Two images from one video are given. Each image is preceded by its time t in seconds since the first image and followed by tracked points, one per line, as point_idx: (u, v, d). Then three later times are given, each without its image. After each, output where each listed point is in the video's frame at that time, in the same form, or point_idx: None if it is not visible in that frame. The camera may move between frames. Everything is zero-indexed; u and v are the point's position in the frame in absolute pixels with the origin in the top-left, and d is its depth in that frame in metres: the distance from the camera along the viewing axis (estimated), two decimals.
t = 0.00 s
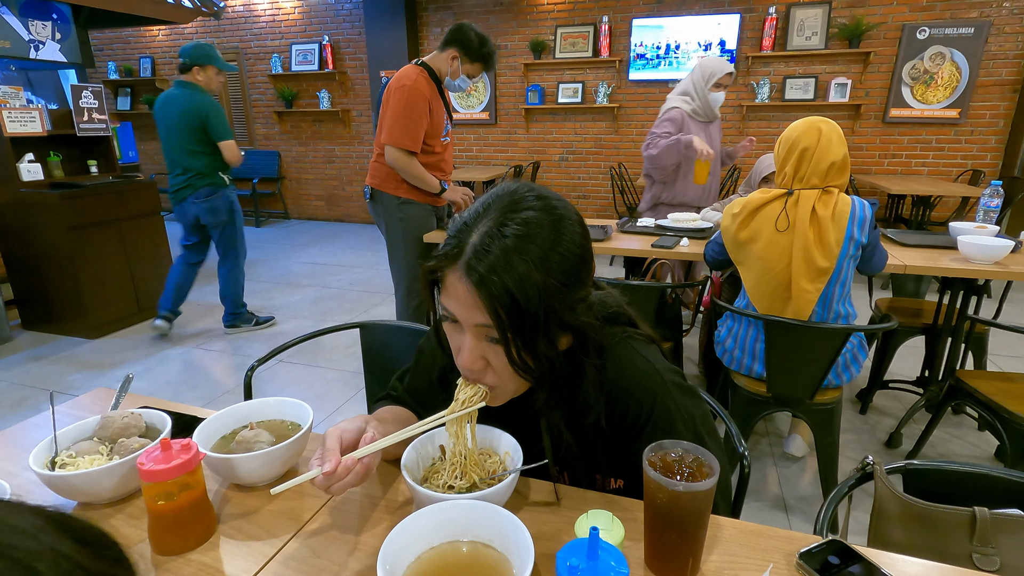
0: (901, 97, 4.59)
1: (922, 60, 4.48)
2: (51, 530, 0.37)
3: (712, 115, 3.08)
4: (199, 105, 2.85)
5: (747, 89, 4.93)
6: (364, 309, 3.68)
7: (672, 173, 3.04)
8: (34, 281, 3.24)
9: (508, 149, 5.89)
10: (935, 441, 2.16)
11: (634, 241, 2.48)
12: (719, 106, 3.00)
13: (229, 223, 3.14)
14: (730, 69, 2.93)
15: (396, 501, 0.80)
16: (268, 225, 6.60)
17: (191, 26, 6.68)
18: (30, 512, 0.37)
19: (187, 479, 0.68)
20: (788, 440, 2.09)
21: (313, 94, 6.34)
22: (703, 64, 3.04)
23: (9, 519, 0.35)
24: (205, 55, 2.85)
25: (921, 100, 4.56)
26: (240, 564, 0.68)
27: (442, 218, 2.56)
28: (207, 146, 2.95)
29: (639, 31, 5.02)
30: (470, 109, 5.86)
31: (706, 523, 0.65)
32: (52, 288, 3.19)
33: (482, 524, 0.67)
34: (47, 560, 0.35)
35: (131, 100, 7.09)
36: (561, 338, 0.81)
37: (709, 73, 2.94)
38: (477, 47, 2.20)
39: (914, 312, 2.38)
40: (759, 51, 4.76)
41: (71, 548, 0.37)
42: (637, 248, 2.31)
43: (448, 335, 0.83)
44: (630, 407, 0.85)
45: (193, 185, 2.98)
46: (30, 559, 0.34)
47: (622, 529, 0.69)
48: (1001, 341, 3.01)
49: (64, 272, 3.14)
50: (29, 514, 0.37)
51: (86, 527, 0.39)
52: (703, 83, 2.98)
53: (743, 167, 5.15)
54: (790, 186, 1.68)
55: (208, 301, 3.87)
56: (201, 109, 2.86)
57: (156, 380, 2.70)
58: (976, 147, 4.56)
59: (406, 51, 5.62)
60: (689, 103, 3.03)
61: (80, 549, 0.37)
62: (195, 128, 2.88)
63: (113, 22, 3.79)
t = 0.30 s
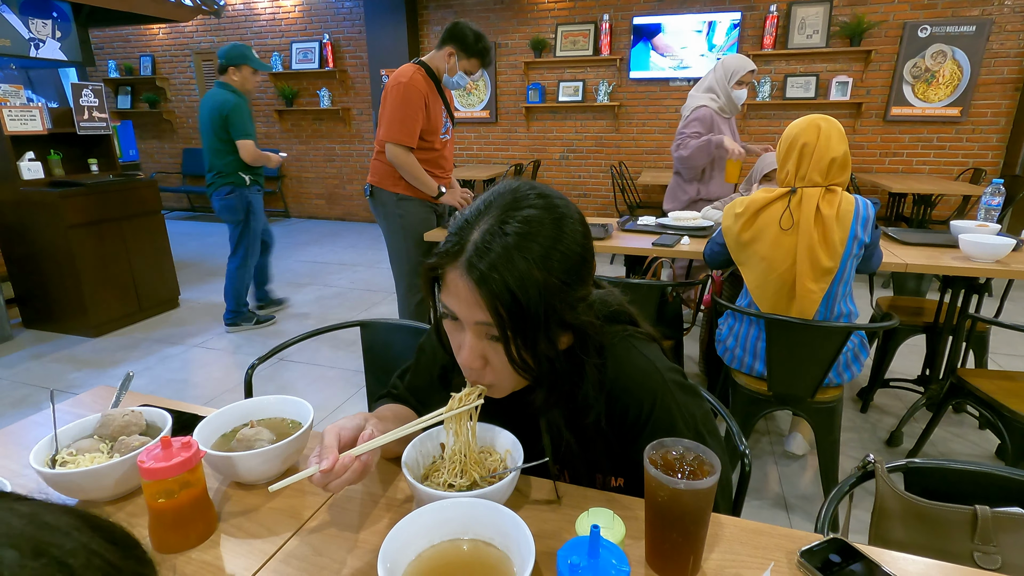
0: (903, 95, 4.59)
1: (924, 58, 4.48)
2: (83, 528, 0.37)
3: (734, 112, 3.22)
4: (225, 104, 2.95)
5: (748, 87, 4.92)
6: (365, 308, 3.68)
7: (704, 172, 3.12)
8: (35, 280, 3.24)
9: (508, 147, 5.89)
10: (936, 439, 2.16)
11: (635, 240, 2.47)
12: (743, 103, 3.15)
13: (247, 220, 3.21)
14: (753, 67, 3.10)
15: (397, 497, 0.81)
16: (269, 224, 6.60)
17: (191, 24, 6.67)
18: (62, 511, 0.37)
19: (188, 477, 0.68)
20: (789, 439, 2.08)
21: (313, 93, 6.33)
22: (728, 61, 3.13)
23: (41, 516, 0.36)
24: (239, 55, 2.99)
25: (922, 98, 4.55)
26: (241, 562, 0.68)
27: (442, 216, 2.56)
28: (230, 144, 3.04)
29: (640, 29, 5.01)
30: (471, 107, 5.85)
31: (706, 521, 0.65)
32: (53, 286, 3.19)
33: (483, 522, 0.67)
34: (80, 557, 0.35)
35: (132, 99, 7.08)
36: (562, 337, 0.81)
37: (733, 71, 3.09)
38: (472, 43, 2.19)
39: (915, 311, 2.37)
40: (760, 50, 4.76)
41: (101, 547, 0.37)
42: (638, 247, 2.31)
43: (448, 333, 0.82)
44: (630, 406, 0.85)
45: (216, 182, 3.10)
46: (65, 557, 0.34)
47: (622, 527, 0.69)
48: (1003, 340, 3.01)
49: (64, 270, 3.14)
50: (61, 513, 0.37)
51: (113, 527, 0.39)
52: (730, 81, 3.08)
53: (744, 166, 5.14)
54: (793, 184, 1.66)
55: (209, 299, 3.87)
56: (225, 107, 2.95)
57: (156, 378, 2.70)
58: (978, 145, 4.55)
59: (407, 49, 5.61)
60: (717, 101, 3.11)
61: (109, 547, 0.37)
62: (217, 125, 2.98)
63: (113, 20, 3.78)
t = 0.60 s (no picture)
0: (903, 93, 4.58)
1: (924, 56, 4.47)
2: (61, 520, 0.36)
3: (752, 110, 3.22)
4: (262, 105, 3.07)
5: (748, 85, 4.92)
6: (364, 306, 3.67)
7: (729, 173, 3.13)
8: (34, 278, 3.23)
9: (508, 146, 5.88)
10: (936, 437, 2.16)
11: (635, 238, 2.47)
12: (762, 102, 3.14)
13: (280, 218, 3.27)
14: (771, 64, 3.07)
15: (397, 495, 0.80)
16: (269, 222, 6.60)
17: (190, 23, 6.66)
18: (39, 502, 0.36)
19: (186, 474, 0.68)
20: (789, 437, 2.08)
21: (312, 91, 6.32)
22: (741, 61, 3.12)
23: (17, 507, 0.35)
24: (278, 59, 3.11)
25: (923, 96, 4.55)
26: (240, 560, 0.68)
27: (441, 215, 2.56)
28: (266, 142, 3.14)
29: (639, 28, 5.00)
30: (470, 106, 5.84)
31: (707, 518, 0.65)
32: (52, 285, 3.19)
33: (482, 520, 0.67)
34: (56, 550, 0.34)
35: (131, 98, 7.08)
36: (563, 333, 0.81)
37: (750, 71, 3.06)
38: (469, 41, 2.17)
39: (915, 309, 2.37)
40: (760, 48, 4.75)
41: (80, 540, 0.36)
42: (638, 245, 2.31)
43: (448, 329, 0.82)
44: (631, 402, 0.85)
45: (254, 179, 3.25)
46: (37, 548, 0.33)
47: (623, 524, 0.69)
48: (1003, 338, 3.00)
49: (64, 269, 3.13)
50: (37, 504, 0.36)
51: (93, 518, 0.38)
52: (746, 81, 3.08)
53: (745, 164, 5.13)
54: (794, 180, 1.66)
55: (209, 298, 3.87)
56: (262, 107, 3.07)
57: (156, 377, 2.70)
58: (978, 143, 4.54)
59: (406, 47, 5.60)
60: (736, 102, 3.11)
61: (89, 540, 0.37)
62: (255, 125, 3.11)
63: (113, 19, 3.77)
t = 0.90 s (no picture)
0: (904, 89, 4.56)
1: (925, 52, 4.45)
2: (28, 502, 0.36)
3: (783, 109, 3.10)
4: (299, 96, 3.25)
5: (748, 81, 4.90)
6: (364, 303, 3.67)
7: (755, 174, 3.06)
8: (33, 275, 3.23)
9: (508, 142, 5.87)
10: (936, 433, 2.15)
11: (636, 234, 2.46)
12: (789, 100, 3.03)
13: (325, 203, 3.44)
14: (796, 61, 2.96)
15: (395, 491, 0.80)
16: (269, 220, 6.60)
17: (189, 19, 6.64)
18: (6, 484, 0.36)
19: (183, 469, 0.67)
20: (789, 433, 2.08)
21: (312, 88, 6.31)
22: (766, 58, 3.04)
23: None
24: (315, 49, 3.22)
25: (923, 92, 4.53)
26: (238, 555, 0.67)
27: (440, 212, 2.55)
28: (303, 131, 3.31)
29: (640, 23, 4.98)
30: (470, 102, 5.83)
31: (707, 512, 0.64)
32: (52, 282, 3.19)
33: (482, 514, 0.66)
34: (20, 532, 0.34)
35: (131, 94, 7.06)
36: (563, 325, 0.80)
37: (773, 70, 2.97)
38: (467, 36, 2.15)
39: (915, 304, 2.37)
40: (761, 44, 4.73)
41: (50, 522, 0.36)
42: (638, 241, 2.30)
43: (448, 321, 0.82)
44: (632, 395, 0.85)
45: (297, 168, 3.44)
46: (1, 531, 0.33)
47: (623, 518, 0.69)
48: (1004, 334, 3.00)
49: (63, 266, 3.13)
50: (3, 487, 0.36)
51: (64, 501, 0.39)
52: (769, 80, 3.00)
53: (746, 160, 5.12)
54: (796, 174, 1.64)
55: (208, 295, 3.87)
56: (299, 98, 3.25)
57: (156, 373, 2.70)
58: (979, 139, 4.53)
59: (406, 43, 5.58)
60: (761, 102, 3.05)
61: (60, 523, 0.37)
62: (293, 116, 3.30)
63: (111, 15, 3.76)
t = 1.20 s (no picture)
0: (904, 87, 4.56)
1: (926, 50, 4.44)
2: (38, 504, 0.36)
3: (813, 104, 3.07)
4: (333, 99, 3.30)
5: (748, 80, 4.90)
6: (364, 302, 3.67)
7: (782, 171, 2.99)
8: (32, 274, 3.23)
9: (508, 141, 5.86)
10: (936, 432, 2.15)
11: (635, 232, 2.46)
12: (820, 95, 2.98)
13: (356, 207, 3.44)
14: (831, 55, 2.90)
15: (395, 489, 0.80)
16: (268, 218, 6.59)
17: (188, 17, 6.63)
18: (16, 486, 0.36)
19: (181, 469, 0.67)
20: (789, 431, 2.08)
21: (312, 87, 6.30)
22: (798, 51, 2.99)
23: None
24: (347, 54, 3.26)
25: (923, 90, 4.53)
26: (237, 554, 0.67)
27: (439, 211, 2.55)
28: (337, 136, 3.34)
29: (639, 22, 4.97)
30: (470, 101, 5.81)
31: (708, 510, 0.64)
32: (51, 281, 3.19)
33: (481, 513, 0.66)
34: (31, 534, 0.34)
35: (130, 93, 7.06)
36: (562, 322, 0.80)
37: (806, 63, 2.93)
38: (467, 35, 2.14)
39: (916, 303, 2.36)
40: (761, 42, 4.73)
41: (59, 524, 0.36)
42: (638, 239, 2.30)
43: (447, 318, 0.82)
44: (632, 394, 0.84)
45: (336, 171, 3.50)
46: (12, 532, 0.33)
47: (623, 518, 0.69)
48: (1004, 333, 3.00)
49: (63, 265, 3.13)
50: (12, 487, 0.36)
51: (71, 502, 0.38)
52: (800, 72, 2.97)
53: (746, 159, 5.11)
54: (797, 172, 1.64)
55: (208, 294, 3.87)
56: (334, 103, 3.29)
57: (155, 372, 2.70)
58: (979, 138, 4.53)
59: (405, 42, 5.57)
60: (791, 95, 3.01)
61: (68, 525, 0.37)
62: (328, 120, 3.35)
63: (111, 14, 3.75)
